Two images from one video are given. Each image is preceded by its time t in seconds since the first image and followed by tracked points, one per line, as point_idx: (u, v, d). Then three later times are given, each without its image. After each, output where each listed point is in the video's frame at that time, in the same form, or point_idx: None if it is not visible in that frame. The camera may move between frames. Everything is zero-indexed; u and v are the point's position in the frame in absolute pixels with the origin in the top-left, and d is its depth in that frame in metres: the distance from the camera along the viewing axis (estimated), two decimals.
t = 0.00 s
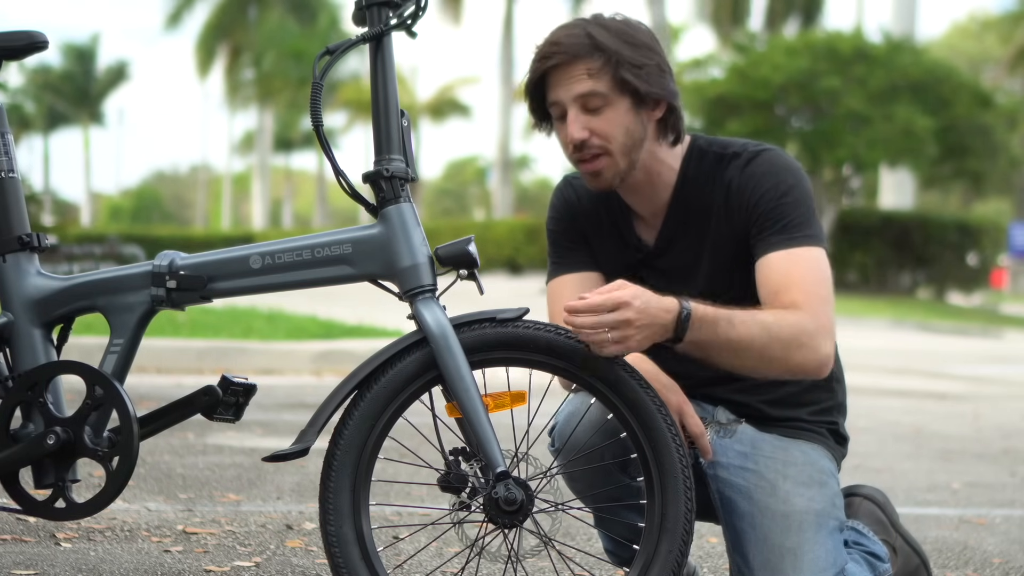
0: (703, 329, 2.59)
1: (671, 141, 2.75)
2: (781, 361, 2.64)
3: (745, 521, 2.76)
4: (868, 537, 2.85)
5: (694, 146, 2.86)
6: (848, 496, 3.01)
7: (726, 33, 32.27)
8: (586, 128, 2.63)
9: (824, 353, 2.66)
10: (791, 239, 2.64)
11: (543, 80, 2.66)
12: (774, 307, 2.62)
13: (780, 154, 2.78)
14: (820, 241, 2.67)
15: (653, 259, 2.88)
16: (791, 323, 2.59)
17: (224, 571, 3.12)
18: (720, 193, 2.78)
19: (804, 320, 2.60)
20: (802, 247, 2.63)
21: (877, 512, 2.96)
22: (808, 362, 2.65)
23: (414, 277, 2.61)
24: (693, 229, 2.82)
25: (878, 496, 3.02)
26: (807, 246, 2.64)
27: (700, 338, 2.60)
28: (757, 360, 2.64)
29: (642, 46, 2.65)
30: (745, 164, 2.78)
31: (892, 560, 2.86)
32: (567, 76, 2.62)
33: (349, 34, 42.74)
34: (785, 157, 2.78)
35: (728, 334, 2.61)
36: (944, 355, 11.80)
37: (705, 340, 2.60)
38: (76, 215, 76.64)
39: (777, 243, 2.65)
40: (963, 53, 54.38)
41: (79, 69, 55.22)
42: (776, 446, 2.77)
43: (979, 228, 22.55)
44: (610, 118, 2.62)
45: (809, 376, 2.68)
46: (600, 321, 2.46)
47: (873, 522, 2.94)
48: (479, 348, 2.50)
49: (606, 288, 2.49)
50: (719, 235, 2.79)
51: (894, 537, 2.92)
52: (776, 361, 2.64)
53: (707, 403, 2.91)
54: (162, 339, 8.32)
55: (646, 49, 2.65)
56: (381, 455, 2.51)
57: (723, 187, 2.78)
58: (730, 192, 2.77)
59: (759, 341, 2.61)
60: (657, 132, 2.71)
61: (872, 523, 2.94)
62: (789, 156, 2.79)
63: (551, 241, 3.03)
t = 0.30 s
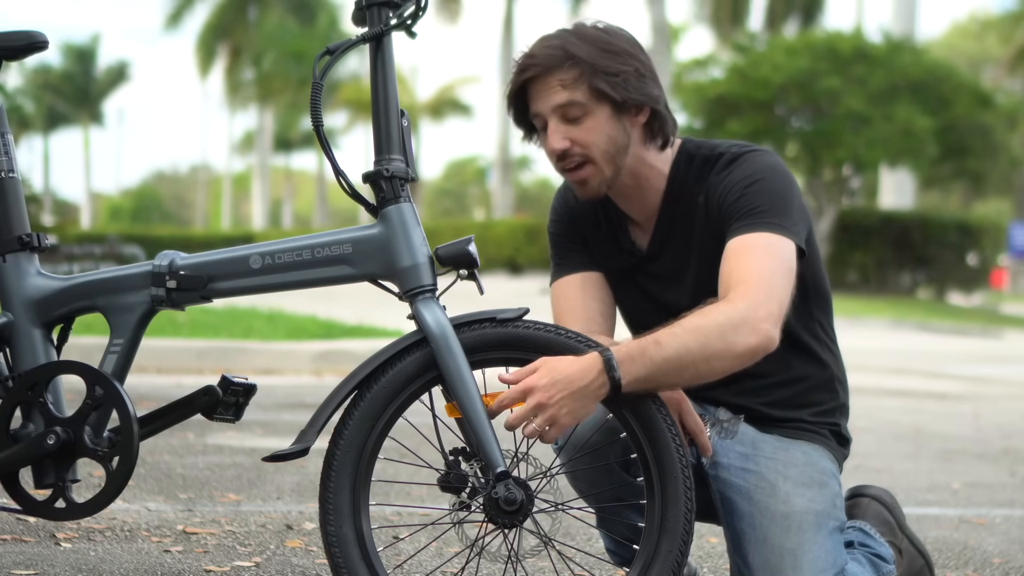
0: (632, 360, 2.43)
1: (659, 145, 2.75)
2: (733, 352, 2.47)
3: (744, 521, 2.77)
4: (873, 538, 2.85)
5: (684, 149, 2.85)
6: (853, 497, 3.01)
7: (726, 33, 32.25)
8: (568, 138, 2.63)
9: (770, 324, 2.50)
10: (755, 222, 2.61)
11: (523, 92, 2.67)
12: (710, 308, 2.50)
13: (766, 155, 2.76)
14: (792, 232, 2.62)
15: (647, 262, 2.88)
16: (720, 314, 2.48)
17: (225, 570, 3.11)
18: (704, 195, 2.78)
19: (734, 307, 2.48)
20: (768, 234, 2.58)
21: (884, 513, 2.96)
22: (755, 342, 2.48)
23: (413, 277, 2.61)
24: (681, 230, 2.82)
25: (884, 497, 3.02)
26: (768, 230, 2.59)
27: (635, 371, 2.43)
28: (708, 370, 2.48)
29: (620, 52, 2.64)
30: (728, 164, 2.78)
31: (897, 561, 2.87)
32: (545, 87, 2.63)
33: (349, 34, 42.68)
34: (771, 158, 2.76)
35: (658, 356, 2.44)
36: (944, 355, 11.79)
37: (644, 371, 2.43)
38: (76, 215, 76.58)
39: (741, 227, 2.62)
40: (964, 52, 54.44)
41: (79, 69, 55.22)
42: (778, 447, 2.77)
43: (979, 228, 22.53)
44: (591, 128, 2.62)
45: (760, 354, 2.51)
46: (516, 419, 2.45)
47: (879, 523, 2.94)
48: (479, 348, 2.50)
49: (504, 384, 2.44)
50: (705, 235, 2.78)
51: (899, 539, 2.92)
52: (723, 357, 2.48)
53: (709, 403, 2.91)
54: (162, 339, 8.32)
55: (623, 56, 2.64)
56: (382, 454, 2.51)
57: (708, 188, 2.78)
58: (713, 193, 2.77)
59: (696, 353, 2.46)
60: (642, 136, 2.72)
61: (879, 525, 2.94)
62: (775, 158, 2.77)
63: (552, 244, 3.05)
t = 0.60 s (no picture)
0: (633, 374, 2.43)
1: (655, 148, 2.76)
2: (733, 359, 2.47)
3: (744, 521, 2.76)
4: (873, 539, 2.85)
5: (682, 150, 2.85)
6: (853, 497, 3.02)
7: (726, 33, 32.23)
8: (564, 141, 2.63)
9: (771, 327, 2.50)
10: (754, 224, 2.61)
11: (518, 97, 2.67)
12: (709, 317, 2.51)
13: (764, 156, 2.76)
14: (790, 232, 2.61)
15: (646, 264, 2.89)
16: (718, 321, 2.48)
17: (224, 571, 3.11)
18: (702, 197, 2.78)
19: (732, 314, 2.48)
20: (765, 237, 2.58)
21: (883, 514, 2.96)
22: (755, 346, 2.48)
23: (413, 277, 2.61)
24: (679, 233, 2.82)
25: (884, 498, 3.03)
26: (766, 232, 2.59)
27: (637, 386, 2.42)
28: (709, 378, 2.47)
29: (611, 56, 2.64)
30: (727, 166, 2.77)
31: (897, 562, 2.87)
32: (538, 92, 2.63)
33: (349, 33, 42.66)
34: (769, 159, 2.75)
35: (659, 369, 2.44)
36: (944, 355, 11.78)
37: (645, 384, 2.43)
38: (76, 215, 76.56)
39: (740, 229, 2.62)
40: (964, 53, 54.36)
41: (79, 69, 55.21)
42: (777, 447, 2.77)
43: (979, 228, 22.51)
44: (586, 130, 2.62)
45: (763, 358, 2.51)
46: (519, 435, 2.45)
47: (879, 523, 2.94)
48: (478, 349, 2.50)
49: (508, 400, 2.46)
50: (703, 237, 2.78)
51: (899, 540, 2.92)
52: (724, 365, 2.47)
53: (708, 403, 2.90)
54: (163, 339, 8.32)
55: (616, 59, 2.64)
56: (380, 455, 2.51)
57: (706, 191, 2.78)
58: (710, 196, 2.77)
59: (697, 361, 2.46)
60: (637, 140, 2.72)
61: (878, 525, 2.94)
62: (774, 159, 2.76)
63: (551, 245, 3.05)
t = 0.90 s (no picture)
0: (632, 374, 2.43)
1: (665, 142, 2.82)
2: (736, 361, 2.48)
3: (744, 521, 2.76)
4: (873, 539, 2.85)
5: (685, 150, 2.87)
6: (853, 498, 3.02)
7: (725, 33, 32.22)
8: (590, 126, 2.70)
9: (773, 330, 2.50)
10: (758, 226, 2.61)
11: (535, 89, 2.73)
12: (714, 317, 2.51)
13: (768, 157, 2.76)
14: (794, 234, 2.62)
15: (648, 264, 2.89)
16: (719, 323, 2.49)
17: (224, 570, 3.12)
18: (707, 197, 2.79)
19: (734, 315, 2.49)
20: (769, 237, 2.59)
21: (884, 514, 2.97)
22: (756, 348, 2.49)
23: (414, 277, 2.61)
24: (682, 234, 2.82)
25: (884, 497, 3.03)
26: (771, 234, 2.59)
27: (637, 385, 2.42)
28: (711, 379, 2.48)
29: (625, 48, 2.75)
30: (731, 166, 2.78)
31: (897, 562, 2.87)
32: (561, 78, 2.70)
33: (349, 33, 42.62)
34: (772, 160, 2.76)
35: (657, 370, 2.44)
36: (944, 355, 11.78)
37: (645, 384, 2.42)
38: (76, 215, 76.48)
39: (744, 231, 2.62)
40: (964, 53, 54.34)
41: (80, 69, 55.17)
42: (778, 447, 2.77)
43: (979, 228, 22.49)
44: (608, 112, 2.70)
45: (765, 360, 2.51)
46: (519, 435, 2.44)
47: (879, 524, 2.94)
48: (479, 348, 2.50)
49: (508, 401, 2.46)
50: (706, 238, 2.79)
51: (899, 540, 2.92)
52: (726, 368, 2.48)
53: (708, 404, 2.90)
54: (163, 339, 8.33)
55: (631, 50, 2.75)
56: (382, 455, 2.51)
57: (710, 190, 2.79)
58: (714, 195, 2.78)
59: (697, 362, 2.46)
60: (652, 132, 2.80)
61: (878, 525, 2.94)
62: (777, 159, 2.77)
63: (552, 244, 3.05)
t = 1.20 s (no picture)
0: (658, 377, 2.45)
1: (670, 142, 2.83)
2: (754, 365, 2.51)
3: (745, 521, 2.76)
4: (873, 539, 2.85)
5: (690, 149, 2.88)
6: (852, 498, 3.02)
7: (725, 32, 32.20)
8: (599, 126, 2.71)
9: (793, 335, 2.53)
10: (768, 229, 2.63)
11: (540, 90, 2.75)
12: (732, 322, 2.54)
13: (774, 156, 2.77)
14: (805, 234, 2.63)
15: (651, 264, 2.88)
16: (740, 327, 2.51)
17: (224, 571, 3.11)
18: (713, 198, 2.79)
19: (756, 319, 2.51)
20: (781, 239, 2.60)
21: (883, 514, 2.96)
22: (778, 354, 2.52)
23: (413, 276, 2.61)
24: (687, 234, 2.82)
25: (884, 497, 3.02)
26: (782, 237, 2.61)
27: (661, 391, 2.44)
28: (736, 383, 2.51)
29: (629, 47, 2.78)
30: (737, 167, 2.79)
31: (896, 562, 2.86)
32: (568, 78, 2.71)
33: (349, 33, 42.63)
34: (780, 159, 2.76)
35: (679, 376, 2.46)
36: (945, 355, 11.77)
37: (670, 388, 2.45)
38: (77, 215, 76.48)
39: (754, 235, 2.64)
40: (964, 53, 54.37)
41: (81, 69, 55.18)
42: (778, 447, 2.77)
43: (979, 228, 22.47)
44: (616, 111, 2.72)
45: (784, 365, 2.54)
46: (543, 428, 2.43)
47: (879, 524, 2.94)
48: (479, 348, 2.50)
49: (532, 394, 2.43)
50: (711, 239, 2.79)
51: (898, 540, 2.92)
52: (747, 370, 2.51)
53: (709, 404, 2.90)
54: (163, 339, 8.32)
55: (635, 50, 2.78)
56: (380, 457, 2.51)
57: (715, 191, 2.79)
58: (720, 195, 2.78)
59: (721, 366, 2.50)
60: (658, 131, 2.81)
61: (877, 525, 2.94)
62: (784, 159, 2.78)
63: (554, 244, 3.04)
